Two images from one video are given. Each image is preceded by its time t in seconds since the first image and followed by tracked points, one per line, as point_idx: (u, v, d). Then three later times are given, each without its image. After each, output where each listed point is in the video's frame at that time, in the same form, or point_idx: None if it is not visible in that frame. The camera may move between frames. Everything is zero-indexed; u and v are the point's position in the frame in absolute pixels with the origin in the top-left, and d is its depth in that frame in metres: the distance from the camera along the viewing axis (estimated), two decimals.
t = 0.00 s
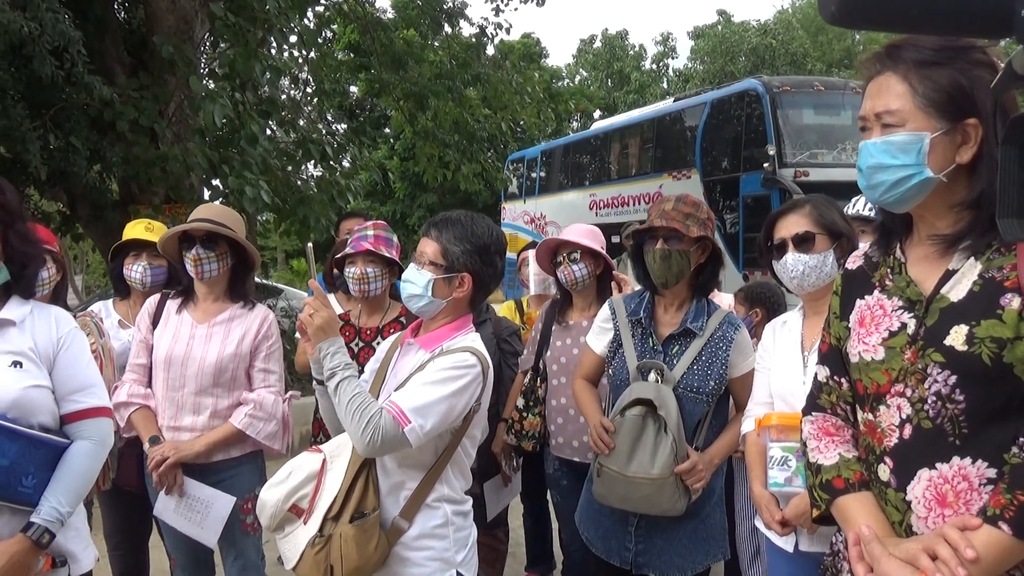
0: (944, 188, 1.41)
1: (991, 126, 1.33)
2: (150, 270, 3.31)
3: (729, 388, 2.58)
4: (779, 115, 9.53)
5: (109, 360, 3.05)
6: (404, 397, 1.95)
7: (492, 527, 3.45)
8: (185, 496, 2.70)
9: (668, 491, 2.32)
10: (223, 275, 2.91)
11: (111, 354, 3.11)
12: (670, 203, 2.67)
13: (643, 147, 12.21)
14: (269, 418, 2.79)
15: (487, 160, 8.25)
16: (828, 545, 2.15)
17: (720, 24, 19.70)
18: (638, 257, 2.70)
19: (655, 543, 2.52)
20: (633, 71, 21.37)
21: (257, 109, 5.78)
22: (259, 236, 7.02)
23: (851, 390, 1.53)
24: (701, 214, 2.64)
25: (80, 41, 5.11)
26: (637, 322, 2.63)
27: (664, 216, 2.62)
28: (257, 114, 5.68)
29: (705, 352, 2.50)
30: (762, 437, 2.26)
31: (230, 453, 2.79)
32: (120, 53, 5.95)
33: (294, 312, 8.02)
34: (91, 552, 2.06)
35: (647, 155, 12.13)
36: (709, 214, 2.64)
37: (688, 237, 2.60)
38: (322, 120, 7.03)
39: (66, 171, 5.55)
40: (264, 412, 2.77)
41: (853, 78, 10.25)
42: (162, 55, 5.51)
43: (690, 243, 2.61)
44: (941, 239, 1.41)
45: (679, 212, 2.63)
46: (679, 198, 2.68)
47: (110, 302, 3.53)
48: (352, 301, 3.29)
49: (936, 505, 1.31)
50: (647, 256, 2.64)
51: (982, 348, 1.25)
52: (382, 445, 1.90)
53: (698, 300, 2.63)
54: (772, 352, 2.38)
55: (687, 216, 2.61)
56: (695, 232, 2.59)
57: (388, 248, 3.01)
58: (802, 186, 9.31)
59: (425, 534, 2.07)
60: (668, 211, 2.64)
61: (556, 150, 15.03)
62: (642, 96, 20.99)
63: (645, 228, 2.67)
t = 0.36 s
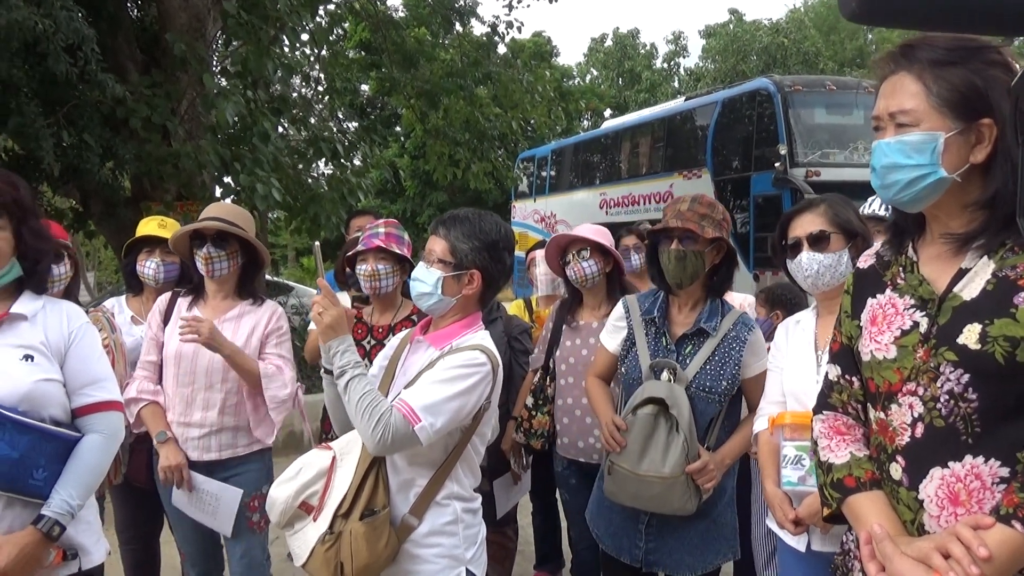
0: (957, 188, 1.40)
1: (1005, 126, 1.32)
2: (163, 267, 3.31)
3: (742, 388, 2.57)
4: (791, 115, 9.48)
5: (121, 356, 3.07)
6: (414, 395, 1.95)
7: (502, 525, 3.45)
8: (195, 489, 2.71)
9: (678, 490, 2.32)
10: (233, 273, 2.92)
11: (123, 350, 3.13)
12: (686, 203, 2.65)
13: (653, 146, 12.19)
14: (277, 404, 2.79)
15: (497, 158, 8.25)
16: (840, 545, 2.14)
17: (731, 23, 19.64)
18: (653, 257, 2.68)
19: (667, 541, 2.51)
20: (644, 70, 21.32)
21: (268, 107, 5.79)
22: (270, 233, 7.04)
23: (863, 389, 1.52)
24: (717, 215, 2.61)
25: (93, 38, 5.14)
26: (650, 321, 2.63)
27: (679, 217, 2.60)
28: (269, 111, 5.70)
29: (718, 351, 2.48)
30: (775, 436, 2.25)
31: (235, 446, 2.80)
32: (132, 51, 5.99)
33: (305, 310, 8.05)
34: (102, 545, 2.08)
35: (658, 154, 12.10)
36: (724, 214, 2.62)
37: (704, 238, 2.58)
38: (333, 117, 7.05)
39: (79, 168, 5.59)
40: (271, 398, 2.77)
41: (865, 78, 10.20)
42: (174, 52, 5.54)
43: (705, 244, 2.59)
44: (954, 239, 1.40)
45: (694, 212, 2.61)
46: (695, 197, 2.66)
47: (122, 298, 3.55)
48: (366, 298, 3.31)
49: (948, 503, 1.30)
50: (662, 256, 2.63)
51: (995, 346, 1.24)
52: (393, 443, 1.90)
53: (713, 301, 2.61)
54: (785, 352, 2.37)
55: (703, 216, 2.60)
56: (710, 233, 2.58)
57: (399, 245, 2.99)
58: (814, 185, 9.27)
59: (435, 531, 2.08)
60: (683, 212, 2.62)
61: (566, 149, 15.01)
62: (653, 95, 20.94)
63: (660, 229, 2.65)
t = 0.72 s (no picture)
0: (978, 193, 1.39)
1: None
2: (184, 264, 3.34)
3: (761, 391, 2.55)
4: (812, 115, 9.41)
5: (143, 353, 3.11)
6: (431, 395, 1.96)
7: (520, 524, 3.46)
8: (213, 485, 2.74)
9: (694, 492, 2.30)
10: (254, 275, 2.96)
11: (144, 348, 3.17)
12: (706, 205, 2.64)
13: (673, 146, 12.13)
14: (287, 340, 2.87)
15: (516, 157, 8.25)
16: (860, 550, 2.13)
17: (753, 22, 19.50)
18: (671, 260, 2.68)
19: (683, 544, 2.50)
20: (664, 69, 21.22)
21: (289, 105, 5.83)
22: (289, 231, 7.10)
23: (882, 394, 1.51)
24: (737, 217, 2.60)
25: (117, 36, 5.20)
26: (669, 323, 2.62)
27: (699, 219, 2.58)
28: (289, 110, 5.74)
29: (736, 354, 2.47)
30: (796, 440, 2.24)
31: (254, 431, 2.81)
32: (155, 49, 6.04)
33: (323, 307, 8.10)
34: (122, 541, 2.10)
35: (677, 154, 12.04)
36: (745, 217, 2.60)
37: (723, 240, 2.57)
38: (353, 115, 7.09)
39: (102, 165, 5.65)
40: (281, 335, 2.86)
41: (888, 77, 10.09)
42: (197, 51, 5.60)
43: (725, 246, 2.58)
44: (975, 244, 1.39)
45: (715, 214, 2.59)
46: (716, 200, 2.64)
47: (144, 295, 3.59)
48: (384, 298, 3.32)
49: (967, 509, 1.30)
50: (681, 258, 2.62)
51: (1016, 353, 1.24)
52: (410, 443, 1.91)
53: (732, 302, 2.59)
54: (805, 355, 2.36)
55: (722, 218, 2.58)
56: (730, 235, 2.56)
57: (419, 246, 2.99)
58: (834, 186, 9.19)
59: (453, 531, 2.09)
60: (704, 214, 2.60)
61: (586, 148, 14.98)
62: (673, 94, 20.84)
63: (679, 231, 2.64)
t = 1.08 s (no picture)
0: (1006, 193, 1.36)
1: None
2: (215, 269, 3.40)
3: (790, 393, 2.52)
4: (842, 112, 9.27)
5: (176, 357, 3.17)
6: (456, 395, 1.97)
7: (548, 525, 3.46)
8: (242, 488, 2.79)
9: (724, 493, 2.29)
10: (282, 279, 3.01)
11: (177, 352, 3.22)
12: (735, 205, 2.62)
13: (701, 144, 12.04)
14: (302, 334, 2.78)
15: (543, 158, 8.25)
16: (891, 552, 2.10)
17: (782, 18, 19.26)
18: (699, 260, 2.66)
19: (713, 546, 2.48)
20: (692, 66, 21.06)
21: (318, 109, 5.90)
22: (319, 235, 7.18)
23: (910, 396, 1.48)
24: (767, 218, 2.57)
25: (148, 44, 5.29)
26: (697, 325, 2.60)
27: (728, 220, 2.56)
28: (318, 113, 5.80)
29: (765, 356, 2.44)
30: (826, 442, 2.22)
31: (282, 430, 2.84)
32: (186, 56, 6.14)
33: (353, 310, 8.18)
34: (156, 543, 2.14)
35: (706, 152, 11.94)
36: (774, 218, 2.57)
37: (752, 241, 2.55)
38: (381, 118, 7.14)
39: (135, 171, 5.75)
40: (294, 328, 2.77)
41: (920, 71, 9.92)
42: (226, 57, 5.69)
43: (754, 247, 2.56)
44: (1004, 246, 1.37)
45: (744, 215, 2.57)
46: (744, 201, 2.62)
47: (177, 299, 3.65)
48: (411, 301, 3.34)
49: (995, 511, 1.28)
50: (709, 259, 2.61)
51: None
52: (435, 441, 1.92)
53: (761, 304, 2.57)
54: (835, 356, 2.33)
55: (751, 219, 2.55)
56: (759, 236, 2.54)
57: (445, 249, 3.01)
58: (865, 183, 9.05)
59: (481, 533, 2.10)
60: (733, 215, 2.58)
61: (613, 147, 14.92)
62: (701, 92, 20.68)
63: (707, 232, 2.62)
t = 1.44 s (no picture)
0: None
1: None
2: (253, 268, 3.48)
3: (826, 399, 2.49)
4: (883, 112, 9.10)
5: (216, 355, 3.25)
6: (485, 392, 1.99)
7: (580, 526, 3.46)
8: (279, 484, 2.84)
9: (757, 499, 2.27)
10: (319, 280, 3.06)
11: (216, 350, 3.29)
12: (773, 208, 2.58)
13: (739, 145, 11.90)
14: (341, 357, 2.88)
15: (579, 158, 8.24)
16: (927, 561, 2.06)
17: (823, 16, 18.93)
18: (735, 263, 2.63)
19: (746, 551, 2.46)
20: (731, 66, 20.83)
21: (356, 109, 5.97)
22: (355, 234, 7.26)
23: (946, 405, 1.45)
24: (804, 222, 2.53)
25: (190, 46, 5.40)
26: (733, 328, 2.58)
27: (765, 223, 2.53)
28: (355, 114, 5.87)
29: (801, 361, 2.42)
30: (861, 447, 2.18)
31: (320, 431, 2.89)
32: (227, 57, 6.26)
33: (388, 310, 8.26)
34: (194, 538, 2.19)
35: (743, 153, 11.81)
36: (813, 221, 2.53)
37: (790, 245, 2.51)
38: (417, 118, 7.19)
39: (177, 171, 5.87)
40: (334, 352, 2.87)
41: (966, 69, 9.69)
42: (266, 58, 5.79)
43: (791, 251, 2.52)
44: None
45: (781, 218, 2.53)
46: (782, 204, 2.58)
47: (216, 298, 3.73)
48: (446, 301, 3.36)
49: None
50: (746, 262, 2.58)
51: None
52: (460, 434, 1.93)
53: (798, 307, 2.54)
54: (873, 362, 2.29)
55: (789, 223, 2.52)
56: (797, 239, 2.50)
57: (479, 250, 3.02)
58: (907, 184, 8.88)
59: (512, 535, 2.11)
60: (770, 218, 2.54)
61: (649, 147, 14.83)
62: (739, 91, 20.44)
63: (744, 236, 2.60)
